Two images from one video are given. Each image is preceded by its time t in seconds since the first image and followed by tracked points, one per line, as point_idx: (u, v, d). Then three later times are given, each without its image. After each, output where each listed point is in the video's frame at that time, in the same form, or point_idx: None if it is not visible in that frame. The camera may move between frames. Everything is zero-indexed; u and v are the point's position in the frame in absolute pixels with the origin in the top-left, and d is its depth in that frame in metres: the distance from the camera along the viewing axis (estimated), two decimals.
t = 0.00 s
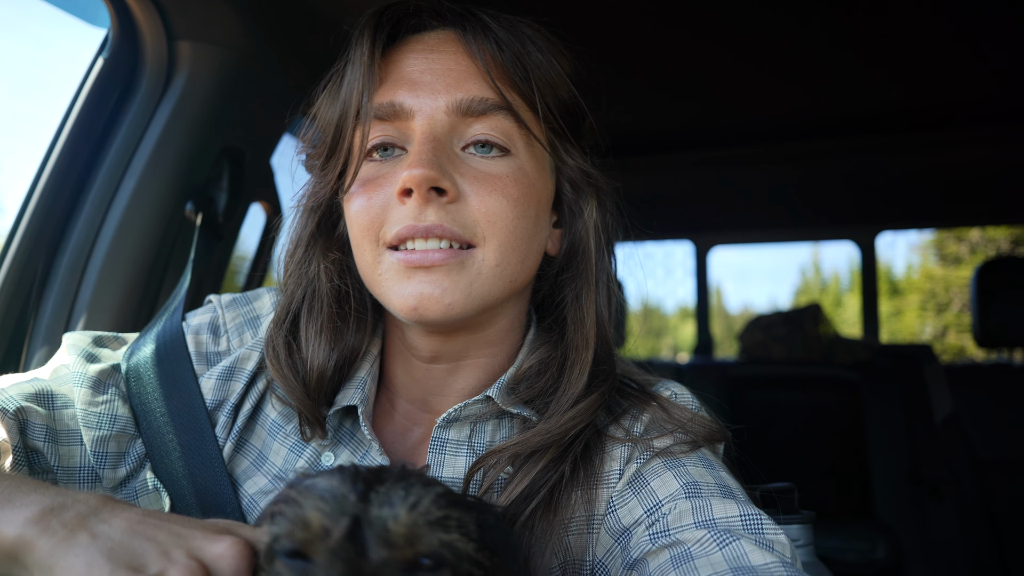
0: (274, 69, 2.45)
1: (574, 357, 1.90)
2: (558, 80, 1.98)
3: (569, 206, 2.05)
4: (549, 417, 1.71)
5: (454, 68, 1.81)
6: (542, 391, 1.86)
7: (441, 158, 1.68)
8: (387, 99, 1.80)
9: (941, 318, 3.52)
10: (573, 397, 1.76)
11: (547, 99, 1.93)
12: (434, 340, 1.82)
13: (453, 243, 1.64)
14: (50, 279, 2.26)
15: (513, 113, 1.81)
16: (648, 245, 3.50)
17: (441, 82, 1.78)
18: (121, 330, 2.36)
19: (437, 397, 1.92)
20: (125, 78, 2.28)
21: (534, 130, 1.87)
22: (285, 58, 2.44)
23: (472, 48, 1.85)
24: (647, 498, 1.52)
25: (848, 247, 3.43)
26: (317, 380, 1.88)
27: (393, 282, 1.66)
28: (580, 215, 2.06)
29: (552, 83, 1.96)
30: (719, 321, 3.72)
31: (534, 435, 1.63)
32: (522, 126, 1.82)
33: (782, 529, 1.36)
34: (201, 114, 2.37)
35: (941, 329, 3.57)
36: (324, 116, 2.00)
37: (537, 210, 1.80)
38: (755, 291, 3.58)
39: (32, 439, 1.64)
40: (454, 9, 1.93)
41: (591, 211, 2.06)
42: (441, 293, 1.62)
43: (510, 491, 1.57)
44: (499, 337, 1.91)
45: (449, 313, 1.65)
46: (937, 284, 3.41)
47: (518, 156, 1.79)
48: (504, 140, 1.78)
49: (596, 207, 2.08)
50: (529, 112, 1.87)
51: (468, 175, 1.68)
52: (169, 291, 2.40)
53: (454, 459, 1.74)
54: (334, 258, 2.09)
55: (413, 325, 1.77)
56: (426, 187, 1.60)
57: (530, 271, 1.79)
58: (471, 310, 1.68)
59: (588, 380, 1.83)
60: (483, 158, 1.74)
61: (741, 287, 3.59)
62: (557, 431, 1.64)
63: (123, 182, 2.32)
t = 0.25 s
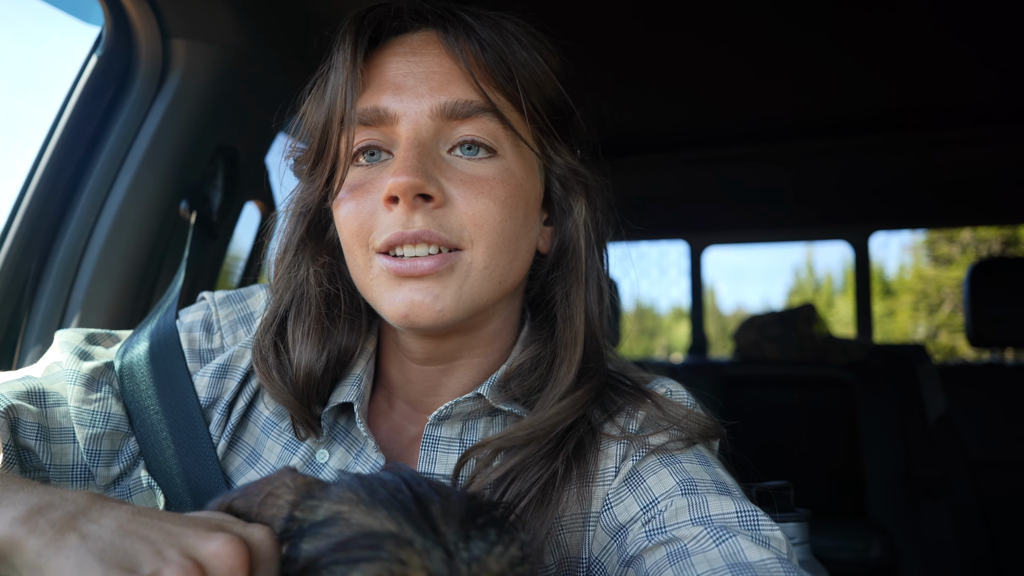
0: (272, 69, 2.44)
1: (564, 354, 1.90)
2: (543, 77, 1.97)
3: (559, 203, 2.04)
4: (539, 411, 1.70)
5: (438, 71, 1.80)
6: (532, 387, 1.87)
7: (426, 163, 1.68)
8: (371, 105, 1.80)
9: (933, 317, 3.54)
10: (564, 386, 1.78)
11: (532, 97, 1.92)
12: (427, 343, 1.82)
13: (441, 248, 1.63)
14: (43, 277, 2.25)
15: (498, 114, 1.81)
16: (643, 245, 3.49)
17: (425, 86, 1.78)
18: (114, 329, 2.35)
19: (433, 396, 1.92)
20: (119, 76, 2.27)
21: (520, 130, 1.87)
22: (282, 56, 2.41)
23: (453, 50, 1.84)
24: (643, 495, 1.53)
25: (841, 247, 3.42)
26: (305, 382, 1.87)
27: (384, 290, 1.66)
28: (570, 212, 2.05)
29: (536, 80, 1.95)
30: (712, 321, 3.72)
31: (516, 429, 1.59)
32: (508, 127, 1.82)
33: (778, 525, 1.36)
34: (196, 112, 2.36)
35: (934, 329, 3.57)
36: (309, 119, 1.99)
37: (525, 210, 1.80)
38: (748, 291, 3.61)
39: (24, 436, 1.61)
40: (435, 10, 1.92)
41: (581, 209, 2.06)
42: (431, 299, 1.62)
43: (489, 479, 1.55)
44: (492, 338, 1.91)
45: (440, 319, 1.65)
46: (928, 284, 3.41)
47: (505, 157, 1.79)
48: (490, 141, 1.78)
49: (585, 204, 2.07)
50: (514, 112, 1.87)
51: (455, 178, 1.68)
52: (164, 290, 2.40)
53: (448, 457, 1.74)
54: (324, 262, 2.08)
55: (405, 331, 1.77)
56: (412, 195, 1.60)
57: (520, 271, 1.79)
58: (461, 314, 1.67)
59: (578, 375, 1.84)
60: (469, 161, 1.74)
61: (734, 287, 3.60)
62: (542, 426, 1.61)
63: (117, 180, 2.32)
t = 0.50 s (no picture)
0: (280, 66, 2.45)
1: (569, 347, 1.92)
2: (539, 70, 1.98)
3: (560, 194, 2.05)
4: (541, 406, 1.72)
5: (436, 69, 1.81)
6: (535, 380, 1.88)
7: (427, 161, 1.69)
8: (371, 105, 1.81)
9: (941, 317, 3.65)
10: (569, 380, 1.80)
11: (530, 92, 1.93)
12: (431, 338, 1.83)
13: (443, 246, 1.64)
14: (53, 270, 2.27)
15: (496, 110, 1.81)
16: (650, 242, 3.54)
17: (424, 84, 1.78)
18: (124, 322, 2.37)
19: (439, 389, 1.93)
20: (129, 71, 2.29)
21: (518, 125, 1.87)
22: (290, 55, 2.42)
23: (450, 46, 1.85)
24: (648, 487, 1.53)
25: (849, 246, 3.44)
26: (307, 374, 1.88)
27: (389, 289, 1.67)
28: (570, 204, 2.06)
29: (535, 76, 1.97)
30: (719, 319, 3.72)
31: (526, 422, 1.64)
32: (508, 123, 1.83)
33: (783, 516, 1.37)
34: (205, 107, 2.38)
35: (942, 329, 3.68)
36: (313, 117, 2.01)
37: (526, 205, 1.80)
38: (755, 289, 3.58)
39: (36, 426, 1.63)
40: (432, 8, 1.93)
41: (582, 201, 2.07)
42: (435, 297, 1.63)
43: (495, 474, 1.57)
44: (497, 331, 1.91)
45: (445, 317, 1.66)
46: (936, 283, 3.53)
47: (505, 153, 1.79)
48: (491, 137, 1.79)
49: (586, 197, 2.08)
50: (513, 107, 1.87)
51: (455, 176, 1.68)
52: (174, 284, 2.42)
53: (454, 449, 1.74)
54: (328, 260, 2.10)
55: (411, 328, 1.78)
56: (413, 194, 1.61)
57: (523, 265, 1.80)
58: (464, 311, 1.68)
59: (580, 367, 1.86)
60: (469, 157, 1.74)
61: (741, 285, 3.59)
62: (551, 417, 1.66)
63: (127, 175, 2.33)
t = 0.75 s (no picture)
0: (282, 64, 2.45)
1: (562, 344, 1.91)
2: (539, 71, 1.98)
3: (558, 194, 2.05)
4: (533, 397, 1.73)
5: (434, 69, 1.81)
6: (532, 375, 1.87)
7: (425, 160, 1.68)
8: (371, 104, 1.81)
9: (942, 319, 3.71)
10: (558, 374, 1.82)
11: (529, 91, 1.93)
12: (431, 336, 1.83)
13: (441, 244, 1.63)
14: (54, 269, 2.27)
15: (495, 109, 1.81)
16: (651, 242, 3.53)
17: (422, 83, 1.78)
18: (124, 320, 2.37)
19: (437, 387, 1.93)
20: (130, 70, 2.29)
21: (517, 125, 1.87)
22: (291, 52, 2.43)
23: (449, 46, 1.85)
24: (647, 488, 1.53)
25: (850, 247, 3.46)
26: (304, 372, 1.88)
27: (387, 287, 1.67)
28: (569, 205, 2.06)
29: (534, 76, 1.97)
30: (719, 320, 3.71)
31: (511, 415, 1.66)
32: (507, 122, 1.83)
33: (783, 518, 1.37)
34: (206, 106, 2.38)
35: (943, 330, 3.73)
36: (314, 117, 2.01)
37: (524, 204, 1.80)
38: (756, 291, 3.57)
39: (31, 423, 1.63)
40: (430, 9, 1.93)
41: (581, 201, 2.06)
42: (433, 296, 1.63)
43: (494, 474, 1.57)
44: (496, 330, 1.91)
45: (442, 314, 1.65)
46: (938, 285, 3.58)
47: (503, 152, 1.79)
48: (489, 136, 1.79)
49: (585, 197, 2.08)
50: (512, 107, 1.88)
51: (453, 174, 1.68)
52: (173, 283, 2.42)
53: (452, 449, 1.75)
54: (327, 257, 2.10)
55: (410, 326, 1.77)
56: (412, 193, 1.60)
57: (521, 264, 1.80)
58: (461, 309, 1.67)
59: (574, 364, 1.86)
60: (468, 156, 1.74)
61: (743, 286, 3.58)
62: (538, 412, 1.67)
63: (129, 173, 2.33)
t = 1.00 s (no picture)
0: (284, 63, 2.45)
1: (564, 344, 1.91)
2: (542, 71, 1.99)
3: (560, 195, 2.05)
4: (537, 399, 1.72)
5: (438, 67, 1.80)
6: (532, 375, 1.86)
7: (427, 157, 1.68)
8: (374, 101, 1.81)
9: (943, 320, 3.69)
10: (562, 376, 1.81)
11: (532, 91, 1.93)
12: (431, 334, 1.82)
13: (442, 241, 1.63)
14: (55, 268, 2.27)
15: (498, 108, 1.80)
16: (652, 243, 3.53)
17: (426, 81, 1.78)
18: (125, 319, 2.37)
19: (436, 386, 1.93)
20: (133, 67, 2.28)
21: (519, 123, 1.87)
22: (294, 52, 2.43)
23: (453, 44, 1.85)
24: (649, 489, 1.53)
25: (851, 247, 3.44)
26: (304, 369, 1.90)
27: (387, 283, 1.65)
28: (571, 206, 2.06)
29: (536, 76, 1.97)
30: (720, 321, 3.72)
31: (518, 418, 1.64)
32: (510, 121, 1.82)
33: (784, 519, 1.36)
34: (209, 104, 2.38)
35: (943, 332, 3.72)
36: (318, 115, 2.03)
37: (526, 203, 1.79)
38: (756, 291, 3.57)
39: (32, 422, 1.62)
40: (435, 7, 1.93)
41: (582, 201, 2.06)
42: (432, 293, 1.61)
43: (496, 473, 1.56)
44: (497, 330, 1.91)
45: (442, 312, 1.64)
46: (939, 286, 3.56)
47: (505, 150, 1.79)
48: (491, 135, 1.78)
49: (587, 197, 2.08)
50: (514, 106, 1.88)
51: (455, 172, 1.67)
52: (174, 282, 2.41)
53: (453, 449, 1.75)
54: (329, 254, 2.10)
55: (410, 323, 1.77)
56: (413, 189, 1.59)
57: (522, 263, 1.79)
58: (461, 306, 1.67)
59: (574, 368, 1.85)
60: (470, 154, 1.73)
61: (744, 287, 3.57)
62: (544, 413, 1.65)
63: (131, 171, 2.33)
